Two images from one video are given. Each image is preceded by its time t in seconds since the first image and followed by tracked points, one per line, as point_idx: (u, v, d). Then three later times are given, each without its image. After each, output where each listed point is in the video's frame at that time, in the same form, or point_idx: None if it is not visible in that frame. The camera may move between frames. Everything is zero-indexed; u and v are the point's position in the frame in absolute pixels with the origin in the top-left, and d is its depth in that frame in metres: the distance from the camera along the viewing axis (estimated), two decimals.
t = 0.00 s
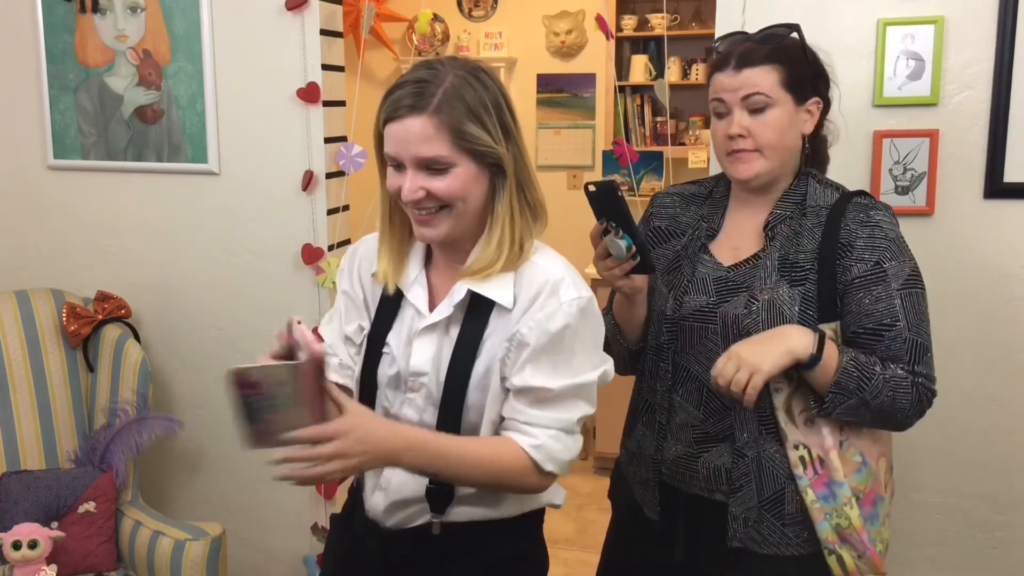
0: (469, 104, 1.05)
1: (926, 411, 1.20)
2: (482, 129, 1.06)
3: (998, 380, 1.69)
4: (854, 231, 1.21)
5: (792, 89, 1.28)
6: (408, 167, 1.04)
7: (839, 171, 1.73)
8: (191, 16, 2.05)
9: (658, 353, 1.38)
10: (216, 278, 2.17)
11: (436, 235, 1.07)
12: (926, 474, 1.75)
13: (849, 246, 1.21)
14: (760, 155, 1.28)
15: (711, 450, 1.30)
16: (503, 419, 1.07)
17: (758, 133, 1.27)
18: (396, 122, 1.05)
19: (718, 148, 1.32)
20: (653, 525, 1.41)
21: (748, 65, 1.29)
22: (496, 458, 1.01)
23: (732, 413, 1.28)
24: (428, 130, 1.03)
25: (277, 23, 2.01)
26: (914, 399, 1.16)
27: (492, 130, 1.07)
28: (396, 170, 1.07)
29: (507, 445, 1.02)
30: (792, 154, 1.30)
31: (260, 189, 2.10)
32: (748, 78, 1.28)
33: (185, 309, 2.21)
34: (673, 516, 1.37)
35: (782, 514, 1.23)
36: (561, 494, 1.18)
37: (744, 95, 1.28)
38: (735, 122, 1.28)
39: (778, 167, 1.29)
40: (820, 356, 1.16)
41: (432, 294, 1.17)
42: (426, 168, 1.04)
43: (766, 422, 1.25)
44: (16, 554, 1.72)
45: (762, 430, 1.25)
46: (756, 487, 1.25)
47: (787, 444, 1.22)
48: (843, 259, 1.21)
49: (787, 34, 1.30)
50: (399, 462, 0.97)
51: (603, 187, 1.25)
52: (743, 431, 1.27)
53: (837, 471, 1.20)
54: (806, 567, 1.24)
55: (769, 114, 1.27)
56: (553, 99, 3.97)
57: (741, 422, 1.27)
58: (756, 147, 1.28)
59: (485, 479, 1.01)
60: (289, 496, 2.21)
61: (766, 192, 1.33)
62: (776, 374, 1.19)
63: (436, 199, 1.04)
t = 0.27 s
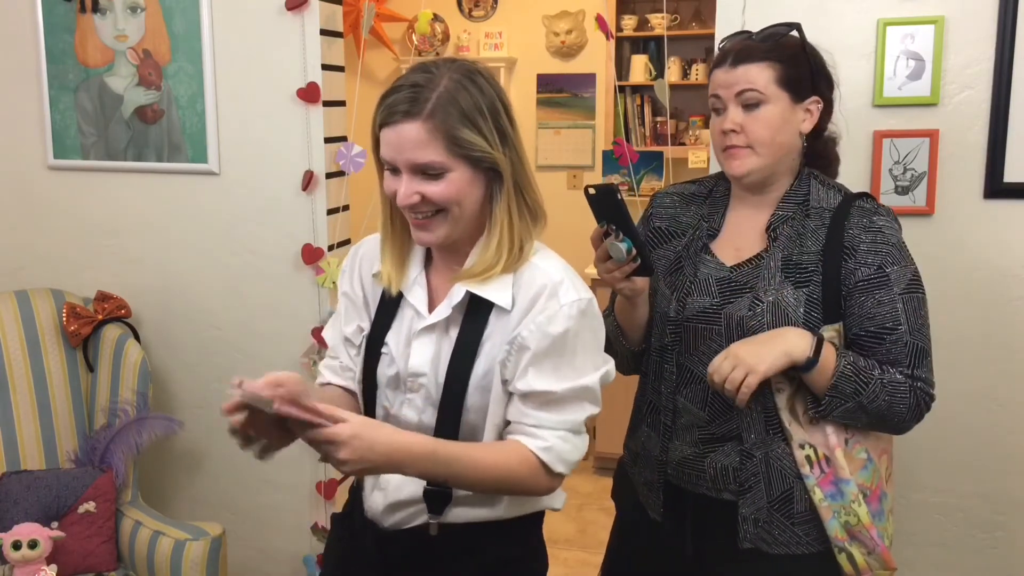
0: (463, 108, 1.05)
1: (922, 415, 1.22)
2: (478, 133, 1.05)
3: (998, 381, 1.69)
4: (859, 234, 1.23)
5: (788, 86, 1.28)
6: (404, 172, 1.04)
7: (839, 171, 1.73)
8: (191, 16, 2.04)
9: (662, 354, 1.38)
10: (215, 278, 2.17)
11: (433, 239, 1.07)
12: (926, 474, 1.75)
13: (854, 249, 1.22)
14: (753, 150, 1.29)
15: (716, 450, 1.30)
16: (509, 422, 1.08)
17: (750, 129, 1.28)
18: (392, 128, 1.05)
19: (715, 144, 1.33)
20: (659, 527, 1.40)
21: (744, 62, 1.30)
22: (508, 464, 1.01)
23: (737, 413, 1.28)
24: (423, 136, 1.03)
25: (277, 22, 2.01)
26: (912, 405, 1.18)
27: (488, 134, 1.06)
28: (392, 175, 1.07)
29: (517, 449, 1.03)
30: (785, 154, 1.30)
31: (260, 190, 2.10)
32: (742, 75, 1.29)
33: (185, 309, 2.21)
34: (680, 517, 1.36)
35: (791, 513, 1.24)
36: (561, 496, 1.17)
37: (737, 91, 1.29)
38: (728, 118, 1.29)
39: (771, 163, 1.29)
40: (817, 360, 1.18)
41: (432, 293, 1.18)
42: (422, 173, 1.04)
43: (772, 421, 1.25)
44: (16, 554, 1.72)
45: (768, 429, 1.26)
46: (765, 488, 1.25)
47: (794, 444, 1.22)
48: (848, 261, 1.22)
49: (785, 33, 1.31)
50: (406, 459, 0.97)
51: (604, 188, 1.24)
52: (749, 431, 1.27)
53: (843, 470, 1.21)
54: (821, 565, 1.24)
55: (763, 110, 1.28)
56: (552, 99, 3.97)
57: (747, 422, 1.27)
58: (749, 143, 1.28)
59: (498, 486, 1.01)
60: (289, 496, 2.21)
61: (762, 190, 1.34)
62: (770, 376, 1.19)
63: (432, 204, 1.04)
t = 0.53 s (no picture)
0: (449, 110, 1.05)
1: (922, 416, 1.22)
2: (463, 135, 1.05)
3: (998, 381, 1.69)
4: (861, 235, 1.23)
5: (780, 83, 1.30)
6: (391, 177, 1.04)
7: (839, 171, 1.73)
8: (191, 16, 2.05)
9: (663, 354, 1.38)
10: (215, 278, 2.17)
11: (424, 243, 1.07)
12: (925, 474, 1.75)
13: (856, 249, 1.22)
14: (744, 145, 1.30)
15: (717, 451, 1.29)
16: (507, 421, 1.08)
17: (742, 126, 1.29)
18: (377, 133, 1.05)
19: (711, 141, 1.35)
20: (659, 526, 1.40)
21: (737, 60, 1.32)
22: (509, 464, 1.01)
23: (738, 413, 1.28)
24: (408, 141, 1.03)
25: (277, 23, 2.01)
26: (912, 405, 1.19)
27: (474, 136, 1.06)
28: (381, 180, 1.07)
29: (517, 448, 1.02)
30: (779, 149, 1.30)
31: (260, 190, 2.10)
32: (734, 72, 1.31)
33: (185, 309, 2.21)
34: (679, 516, 1.36)
35: (792, 513, 1.24)
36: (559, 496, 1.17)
37: (729, 88, 1.31)
38: (721, 114, 1.32)
39: (763, 159, 1.30)
40: (816, 360, 1.18)
41: (424, 293, 1.18)
42: (409, 177, 1.04)
43: (773, 421, 1.25)
44: (16, 554, 1.72)
45: (769, 429, 1.26)
46: (766, 487, 1.25)
47: (794, 443, 1.22)
48: (849, 261, 1.22)
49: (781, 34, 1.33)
50: (405, 460, 0.97)
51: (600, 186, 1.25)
52: (750, 431, 1.27)
53: (844, 469, 1.22)
54: (822, 565, 1.24)
55: (754, 106, 1.29)
56: (552, 99, 3.97)
57: (748, 422, 1.27)
58: (740, 138, 1.30)
59: (498, 486, 1.01)
60: (289, 496, 2.21)
61: (758, 189, 1.35)
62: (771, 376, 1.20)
63: (421, 207, 1.04)
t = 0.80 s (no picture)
0: (442, 106, 1.05)
1: (923, 414, 1.22)
2: (458, 130, 1.05)
3: (998, 380, 1.69)
4: (862, 232, 1.23)
5: (776, 82, 1.30)
6: (386, 171, 1.04)
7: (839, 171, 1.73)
8: (191, 16, 2.05)
9: (664, 351, 1.38)
10: (215, 278, 2.17)
11: (418, 240, 1.07)
12: (924, 474, 1.75)
13: (856, 246, 1.22)
14: (739, 144, 1.30)
15: (719, 449, 1.30)
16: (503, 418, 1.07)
17: (737, 124, 1.30)
18: (372, 128, 1.05)
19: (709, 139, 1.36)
20: (662, 525, 1.40)
21: (735, 59, 1.33)
22: (509, 459, 1.00)
23: (739, 411, 1.28)
24: (402, 135, 1.03)
25: (277, 23, 2.01)
26: (913, 402, 1.19)
27: (468, 132, 1.06)
28: (375, 175, 1.07)
29: (515, 442, 1.02)
30: (777, 149, 1.31)
31: (259, 190, 2.10)
32: (732, 70, 1.32)
33: (185, 309, 2.21)
34: (681, 515, 1.36)
35: (794, 510, 1.24)
36: (557, 494, 1.17)
37: (726, 86, 1.32)
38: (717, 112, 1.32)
39: (759, 158, 1.30)
40: (815, 358, 1.18)
41: (417, 291, 1.18)
42: (404, 172, 1.04)
43: (774, 419, 1.26)
44: (16, 554, 1.72)
45: (770, 426, 1.26)
46: (768, 484, 1.25)
47: (796, 440, 1.22)
48: (850, 258, 1.22)
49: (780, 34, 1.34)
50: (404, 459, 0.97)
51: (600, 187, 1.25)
52: (751, 429, 1.27)
53: (845, 466, 1.21)
54: (824, 563, 1.24)
55: (750, 104, 1.30)
56: (552, 99, 3.97)
57: (749, 419, 1.27)
58: (735, 136, 1.31)
59: (500, 481, 1.00)
60: (289, 496, 2.21)
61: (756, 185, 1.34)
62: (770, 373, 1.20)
63: (415, 203, 1.04)
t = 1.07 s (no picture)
0: (443, 110, 1.05)
1: (926, 411, 1.22)
2: (459, 134, 1.05)
3: (998, 380, 1.69)
4: (862, 230, 1.23)
5: (773, 83, 1.30)
6: (388, 178, 1.04)
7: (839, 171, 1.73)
8: (191, 16, 2.05)
9: (665, 352, 1.38)
10: (215, 278, 2.17)
11: (422, 243, 1.07)
12: (924, 474, 1.75)
13: (857, 244, 1.22)
14: (734, 144, 1.31)
15: (722, 450, 1.29)
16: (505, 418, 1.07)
17: (733, 124, 1.31)
18: (373, 135, 1.05)
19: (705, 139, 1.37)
20: (665, 527, 1.39)
21: (733, 59, 1.34)
22: (512, 457, 1.00)
23: (741, 411, 1.28)
24: (404, 142, 1.03)
25: (277, 23, 2.01)
26: (916, 400, 1.18)
27: (470, 134, 1.06)
28: (378, 182, 1.07)
29: (517, 441, 1.02)
30: (773, 148, 1.31)
31: (259, 190, 2.10)
32: (729, 71, 1.32)
33: (185, 309, 2.21)
34: (684, 517, 1.36)
35: (797, 510, 1.24)
36: (557, 494, 1.17)
37: (723, 86, 1.32)
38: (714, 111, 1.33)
39: (754, 158, 1.31)
40: (817, 355, 1.18)
41: (419, 293, 1.18)
42: (406, 177, 1.04)
43: (775, 418, 1.26)
44: (16, 554, 1.72)
45: (772, 426, 1.26)
46: (771, 484, 1.25)
47: (798, 440, 1.23)
48: (850, 256, 1.22)
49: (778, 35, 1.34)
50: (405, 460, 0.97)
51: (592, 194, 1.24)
52: (753, 429, 1.27)
53: (847, 465, 1.22)
54: (828, 563, 1.24)
55: (746, 104, 1.30)
56: (552, 99, 3.97)
57: (751, 419, 1.27)
58: (731, 137, 1.31)
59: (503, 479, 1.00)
60: (289, 497, 2.21)
61: (754, 185, 1.34)
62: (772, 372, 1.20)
63: (419, 208, 1.04)
